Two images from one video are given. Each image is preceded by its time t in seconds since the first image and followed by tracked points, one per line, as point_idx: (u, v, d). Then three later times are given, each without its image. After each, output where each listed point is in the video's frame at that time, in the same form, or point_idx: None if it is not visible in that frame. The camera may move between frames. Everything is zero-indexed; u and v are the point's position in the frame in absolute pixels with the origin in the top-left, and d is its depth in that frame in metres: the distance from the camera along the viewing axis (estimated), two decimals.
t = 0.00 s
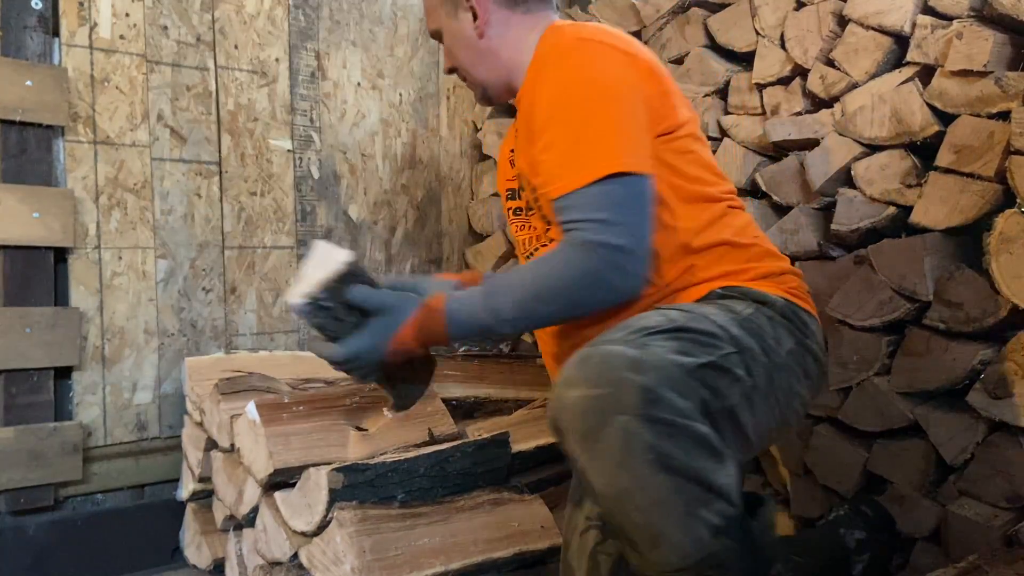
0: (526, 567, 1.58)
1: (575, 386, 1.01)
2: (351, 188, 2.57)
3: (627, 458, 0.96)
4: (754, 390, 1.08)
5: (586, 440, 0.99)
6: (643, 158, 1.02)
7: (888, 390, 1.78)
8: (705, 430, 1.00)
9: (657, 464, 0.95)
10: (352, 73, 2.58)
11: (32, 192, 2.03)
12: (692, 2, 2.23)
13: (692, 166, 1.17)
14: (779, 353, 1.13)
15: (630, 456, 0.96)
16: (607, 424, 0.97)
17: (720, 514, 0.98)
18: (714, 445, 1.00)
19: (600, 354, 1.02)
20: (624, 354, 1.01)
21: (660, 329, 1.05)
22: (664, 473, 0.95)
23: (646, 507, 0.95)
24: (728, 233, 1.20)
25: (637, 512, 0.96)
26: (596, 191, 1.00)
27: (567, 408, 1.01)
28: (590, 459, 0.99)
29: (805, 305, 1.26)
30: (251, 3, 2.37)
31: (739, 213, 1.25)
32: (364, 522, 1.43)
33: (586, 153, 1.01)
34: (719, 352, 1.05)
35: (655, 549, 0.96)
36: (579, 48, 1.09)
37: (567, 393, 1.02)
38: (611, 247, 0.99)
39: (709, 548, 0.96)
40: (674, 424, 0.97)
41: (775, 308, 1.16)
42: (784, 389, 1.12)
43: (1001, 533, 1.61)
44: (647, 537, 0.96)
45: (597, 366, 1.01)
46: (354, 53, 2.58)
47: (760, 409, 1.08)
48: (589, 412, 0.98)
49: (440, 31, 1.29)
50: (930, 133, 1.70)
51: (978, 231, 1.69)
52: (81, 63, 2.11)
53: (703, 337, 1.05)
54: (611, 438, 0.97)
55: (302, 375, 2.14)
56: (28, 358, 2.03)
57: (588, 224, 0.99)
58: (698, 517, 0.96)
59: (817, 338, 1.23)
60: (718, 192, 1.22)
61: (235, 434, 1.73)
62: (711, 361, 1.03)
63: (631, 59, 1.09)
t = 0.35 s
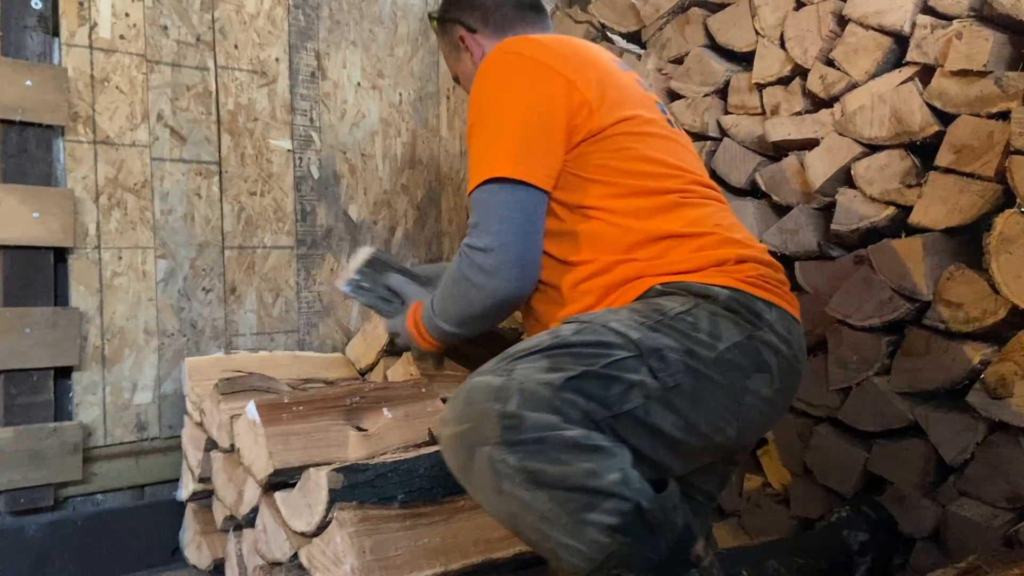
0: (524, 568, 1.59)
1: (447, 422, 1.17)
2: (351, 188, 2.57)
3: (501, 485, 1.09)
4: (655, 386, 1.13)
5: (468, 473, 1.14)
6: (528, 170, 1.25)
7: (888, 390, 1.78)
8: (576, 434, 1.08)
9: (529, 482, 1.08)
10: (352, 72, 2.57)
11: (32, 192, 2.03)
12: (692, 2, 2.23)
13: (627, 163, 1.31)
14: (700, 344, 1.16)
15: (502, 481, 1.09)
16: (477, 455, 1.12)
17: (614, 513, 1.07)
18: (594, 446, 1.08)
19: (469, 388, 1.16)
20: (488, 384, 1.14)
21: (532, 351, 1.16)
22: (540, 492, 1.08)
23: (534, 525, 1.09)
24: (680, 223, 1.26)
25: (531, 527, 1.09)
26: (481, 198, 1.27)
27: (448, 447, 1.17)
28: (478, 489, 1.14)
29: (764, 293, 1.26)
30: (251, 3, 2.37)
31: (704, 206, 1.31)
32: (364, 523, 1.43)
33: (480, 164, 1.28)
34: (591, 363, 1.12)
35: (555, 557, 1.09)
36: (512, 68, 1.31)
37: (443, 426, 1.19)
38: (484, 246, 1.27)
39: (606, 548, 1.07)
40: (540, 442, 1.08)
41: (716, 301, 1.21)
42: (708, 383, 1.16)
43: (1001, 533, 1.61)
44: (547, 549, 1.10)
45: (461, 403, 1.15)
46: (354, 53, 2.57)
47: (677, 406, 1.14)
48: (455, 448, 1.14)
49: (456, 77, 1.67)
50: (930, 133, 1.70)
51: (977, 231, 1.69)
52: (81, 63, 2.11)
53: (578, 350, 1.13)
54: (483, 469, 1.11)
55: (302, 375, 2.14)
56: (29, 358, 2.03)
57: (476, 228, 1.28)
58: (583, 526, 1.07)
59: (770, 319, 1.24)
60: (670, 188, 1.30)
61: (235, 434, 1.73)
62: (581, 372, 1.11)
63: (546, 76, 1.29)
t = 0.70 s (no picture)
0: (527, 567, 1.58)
1: (421, 444, 1.19)
2: (351, 188, 2.57)
3: (475, 501, 1.11)
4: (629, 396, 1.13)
5: (442, 491, 1.16)
6: (534, 159, 1.22)
7: (888, 390, 1.78)
8: (546, 444, 1.08)
9: (502, 497, 1.09)
10: (352, 72, 2.58)
11: (32, 192, 2.03)
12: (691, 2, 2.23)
13: (619, 162, 1.31)
14: (678, 352, 1.17)
15: (475, 497, 1.11)
16: (451, 473, 1.13)
17: (592, 520, 1.06)
18: (567, 456, 1.07)
19: (441, 408, 1.17)
20: (460, 403, 1.15)
21: (501, 367, 1.16)
22: (515, 504, 1.09)
23: (511, 537, 1.10)
24: (666, 227, 1.26)
25: (512, 541, 1.10)
26: (489, 189, 1.23)
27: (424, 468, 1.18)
28: (456, 507, 1.15)
29: (748, 296, 1.27)
30: (251, 3, 2.38)
31: (693, 207, 1.31)
32: (364, 522, 1.43)
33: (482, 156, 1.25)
34: (562, 376, 1.12)
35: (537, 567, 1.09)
36: (505, 67, 1.31)
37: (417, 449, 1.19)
38: (496, 234, 1.21)
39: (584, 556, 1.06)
40: (510, 457, 1.08)
41: (697, 307, 1.21)
42: (687, 390, 1.16)
43: (1001, 533, 1.61)
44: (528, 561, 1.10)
45: (434, 424, 1.17)
46: (354, 53, 2.58)
47: (657, 414, 1.14)
48: (431, 468, 1.15)
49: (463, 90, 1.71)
50: (930, 133, 1.70)
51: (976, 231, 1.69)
52: (81, 63, 2.11)
53: (550, 363, 1.14)
54: (457, 485, 1.12)
55: (302, 375, 2.15)
56: (29, 358, 2.03)
57: (486, 216, 1.23)
58: (559, 535, 1.07)
59: (754, 323, 1.24)
60: (659, 188, 1.30)
61: (236, 434, 1.73)
62: (551, 385, 1.11)
63: (537, 73, 1.29)
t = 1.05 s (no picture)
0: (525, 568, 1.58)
1: (446, 431, 1.16)
2: (351, 188, 2.57)
3: (497, 492, 1.09)
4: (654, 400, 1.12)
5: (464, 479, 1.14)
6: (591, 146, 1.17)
7: (888, 390, 1.78)
8: (574, 444, 1.07)
9: (525, 490, 1.08)
10: (352, 72, 2.57)
11: (32, 192, 2.03)
12: (691, 2, 2.23)
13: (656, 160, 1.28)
14: (700, 360, 1.17)
15: (498, 489, 1.09)
16: (474, 463, 1.11)
17: (610, 520, 1.06)
18: (592, 457, 1.07)
19: (470, 396, 1.15)
20: (489, 393, 1.13)
21: (531, 361, 1.14)
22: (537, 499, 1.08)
23: (530, 531, 1.09)
24: (686, 238, 1.26)
25: (528, 535, 1.09)
26: (547, 180, 1.15)
27: (447, 454, 1.16)
28: (475, 497, 1.13)
29: (769, 307, 1.26)
30: (251, 3, 2.37)
31: (711, 216, 1.30)
32: (364, 522, 1.43)
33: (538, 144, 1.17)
34: (591, 376, 1.11)
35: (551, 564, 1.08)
36: (547, 53, 1.24)
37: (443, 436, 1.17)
38: (565, 219, 1.13)
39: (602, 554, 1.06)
40: (537, 451, 1.07)
41: (719, 317, 1.22)
42: (707, 398, 1.16)
43: (1000, 532, 1.61)
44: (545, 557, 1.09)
45: (461, 413, 1.14)
46: (354, 53, 2.57)
47: (677, 421, 1.14)
48: (455, 456, 1.13)
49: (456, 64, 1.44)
50: (930, 133, 1.70)
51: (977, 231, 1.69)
52: (81, 63, 2.11)
53: (580, 363, 1.12)
54: (480, 476, 1.10)
55: (302, 375, 2.15)
56: (28, 358, 2.03)
57: (549, 205, 1.14)
58: (577, 532, 1.06)
59: (774, 334, 1.24)
60: (681, 195, 1.29)
61: (236, 434, 1.73)
62: (581, 384, 1.11)
63: (574, 63, 1.23)
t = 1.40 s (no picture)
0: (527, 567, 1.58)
1: (551, 391, 1.08)
2: (351, 188, 2.57)
3: (599, 461, 1.03)
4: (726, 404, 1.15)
5: (560, 442, 1.07)
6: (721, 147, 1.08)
7: (888, 390, 1.79)
8: (680, 432, 1.06)
9: (625, 466, 1.03)
10: (352, 73, 2.57)
11: (32, 192, 2.03)
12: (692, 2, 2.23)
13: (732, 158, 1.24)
14: (761, 356, 1.16)
15: (604, 457, 1.03)
16: (581, 429, 1.05)
17: (698, 512, 1.05)
18: (687, 448, 1.06)
19: (576, 361, 1.07)
20: (599, 360, 1.06)
21: (636, 336, 1.08)
22: (636, 476, 1.03)
23: (620, 509, 1.03)
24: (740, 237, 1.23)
25: (615, 513, 1.04)
26: (685, 178, 1.05)
27: (543, 416, 1.08)
28: (568, 464, 1.07)
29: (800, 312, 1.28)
30: (251, 3, 2.37)
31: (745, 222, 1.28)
32: (364, 522, 1.43)
33: (660, 118, 1.06)
34: (700, 358, 1.09)
35: (633, 546, 1.03)
36: (664, 34, 1.14)
37: (545, 396, 1.09)
38: (705, 223, 1.05)
39: (688, 546, 1.03)
40: (649, 428, 1.04)
41: (771, 315, 1.20)
42: (766, 395, 1.16)
43: (1001, 532, 1.61)
44: (626, 539, 1.04)
45: (569, 375, 1.07)
46: (354, 53, 2.57)
47: (742, 414, 1.14)
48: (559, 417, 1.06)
49: None
50: (930, 133, 1.70)
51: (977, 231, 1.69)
52: (81, 63, 2.11)
53: (680, 346, 1.09)
54: (585, 442, 1.04)
55: (302, 374, 2.15)
56: (28, 358, 2.03)
57: (689, 204, 1.04)
58: (670, 518, 1.03)
59: (812, 338, 1.25)
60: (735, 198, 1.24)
61: (236, 434, 1.73)
62: (682, 369, 1.07)
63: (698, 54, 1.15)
